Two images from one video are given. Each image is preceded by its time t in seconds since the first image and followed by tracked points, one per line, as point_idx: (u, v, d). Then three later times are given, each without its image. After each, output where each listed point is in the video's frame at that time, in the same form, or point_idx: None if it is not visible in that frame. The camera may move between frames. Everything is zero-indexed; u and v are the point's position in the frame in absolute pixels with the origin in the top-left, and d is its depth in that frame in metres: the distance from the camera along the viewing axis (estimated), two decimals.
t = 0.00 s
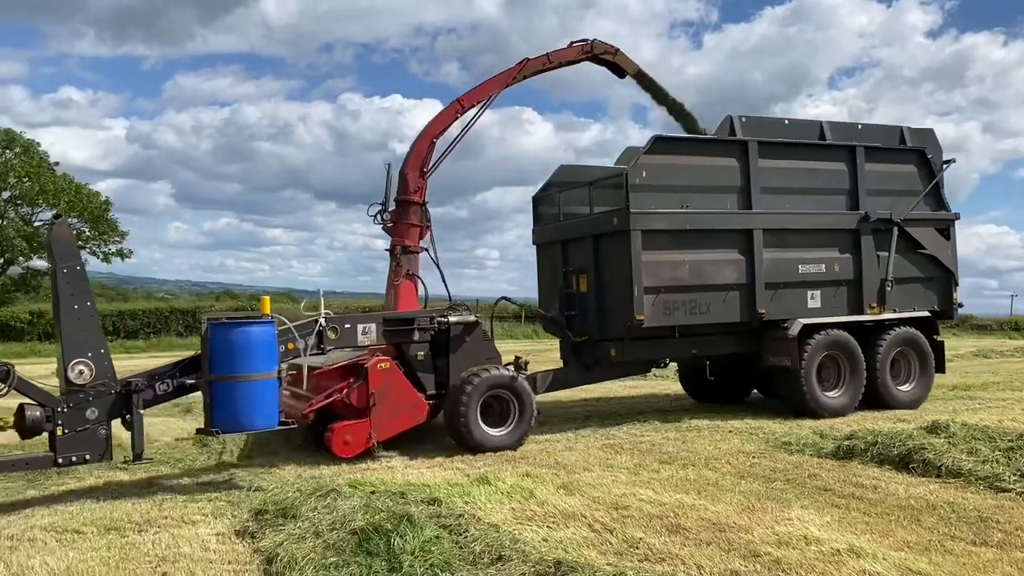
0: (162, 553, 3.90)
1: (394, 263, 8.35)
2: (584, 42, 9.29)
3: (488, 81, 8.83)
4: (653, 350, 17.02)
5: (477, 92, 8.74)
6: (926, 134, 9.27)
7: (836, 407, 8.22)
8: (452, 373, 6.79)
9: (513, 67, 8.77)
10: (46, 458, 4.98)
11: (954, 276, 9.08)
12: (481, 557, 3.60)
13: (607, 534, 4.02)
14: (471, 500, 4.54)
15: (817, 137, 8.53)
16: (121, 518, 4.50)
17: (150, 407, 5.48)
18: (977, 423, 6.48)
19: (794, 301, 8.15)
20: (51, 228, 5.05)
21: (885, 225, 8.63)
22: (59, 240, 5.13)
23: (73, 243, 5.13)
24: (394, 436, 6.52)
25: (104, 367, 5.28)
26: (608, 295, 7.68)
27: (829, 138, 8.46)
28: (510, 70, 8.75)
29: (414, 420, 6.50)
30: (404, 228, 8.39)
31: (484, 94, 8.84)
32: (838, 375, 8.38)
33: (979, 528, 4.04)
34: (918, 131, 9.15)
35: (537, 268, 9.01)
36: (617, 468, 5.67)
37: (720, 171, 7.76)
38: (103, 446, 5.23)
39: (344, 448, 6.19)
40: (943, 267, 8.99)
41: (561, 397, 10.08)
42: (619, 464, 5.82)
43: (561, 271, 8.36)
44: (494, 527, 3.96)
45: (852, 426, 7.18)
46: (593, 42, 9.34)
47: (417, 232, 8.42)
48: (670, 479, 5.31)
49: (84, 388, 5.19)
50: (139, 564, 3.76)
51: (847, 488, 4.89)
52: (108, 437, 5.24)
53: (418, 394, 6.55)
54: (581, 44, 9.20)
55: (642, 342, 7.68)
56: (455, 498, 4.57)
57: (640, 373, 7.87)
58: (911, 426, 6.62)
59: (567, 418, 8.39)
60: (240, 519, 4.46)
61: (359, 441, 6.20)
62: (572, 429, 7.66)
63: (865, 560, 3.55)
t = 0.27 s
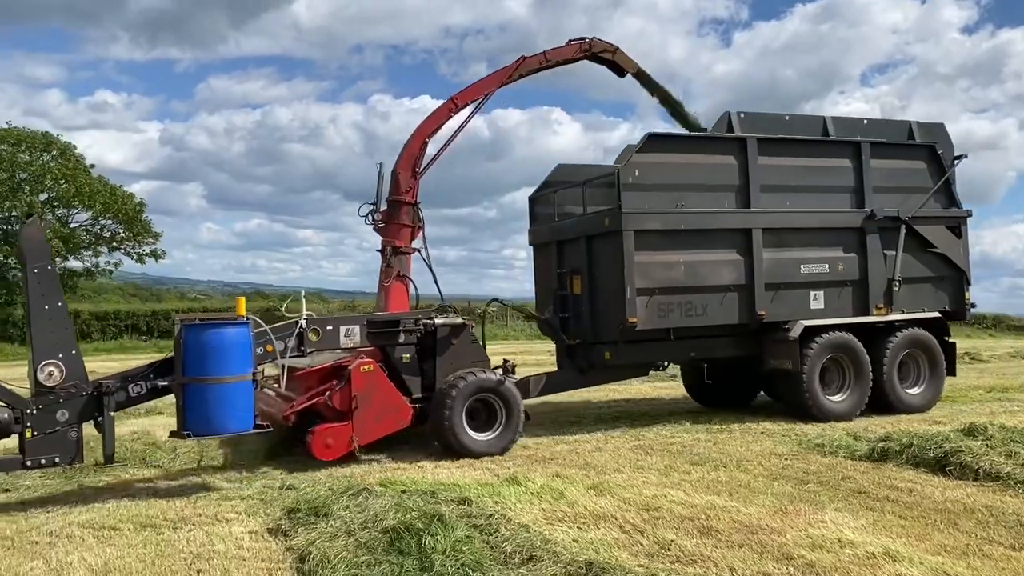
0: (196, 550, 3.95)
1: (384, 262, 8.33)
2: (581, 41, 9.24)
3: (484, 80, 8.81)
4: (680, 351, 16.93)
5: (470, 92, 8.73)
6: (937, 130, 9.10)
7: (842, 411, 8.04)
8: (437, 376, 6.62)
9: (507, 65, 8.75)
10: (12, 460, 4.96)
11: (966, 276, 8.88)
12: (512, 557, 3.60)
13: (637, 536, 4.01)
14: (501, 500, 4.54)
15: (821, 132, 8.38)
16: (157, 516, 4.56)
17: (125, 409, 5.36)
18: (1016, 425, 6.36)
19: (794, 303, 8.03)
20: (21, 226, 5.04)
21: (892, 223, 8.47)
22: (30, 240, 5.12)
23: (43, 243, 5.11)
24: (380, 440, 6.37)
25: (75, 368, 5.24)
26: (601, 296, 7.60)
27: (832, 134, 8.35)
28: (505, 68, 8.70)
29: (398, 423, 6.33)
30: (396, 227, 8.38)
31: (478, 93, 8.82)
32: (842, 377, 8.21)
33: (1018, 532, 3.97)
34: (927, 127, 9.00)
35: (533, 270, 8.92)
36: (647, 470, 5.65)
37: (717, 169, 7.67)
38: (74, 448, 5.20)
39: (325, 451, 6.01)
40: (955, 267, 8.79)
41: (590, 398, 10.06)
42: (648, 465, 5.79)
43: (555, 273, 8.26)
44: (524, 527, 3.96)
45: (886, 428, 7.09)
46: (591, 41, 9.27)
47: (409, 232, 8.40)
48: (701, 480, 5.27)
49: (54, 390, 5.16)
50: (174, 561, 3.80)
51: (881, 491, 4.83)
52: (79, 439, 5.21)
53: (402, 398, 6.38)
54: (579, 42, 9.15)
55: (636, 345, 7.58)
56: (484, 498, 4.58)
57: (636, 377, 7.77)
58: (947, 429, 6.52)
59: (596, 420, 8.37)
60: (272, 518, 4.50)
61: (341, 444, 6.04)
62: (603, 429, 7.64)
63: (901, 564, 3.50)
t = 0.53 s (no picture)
0: (232, 548, 3.99)
1: (373, 265, 7.80)
2: (575, 35, 8.82)
3: (477, 76, 8.42)
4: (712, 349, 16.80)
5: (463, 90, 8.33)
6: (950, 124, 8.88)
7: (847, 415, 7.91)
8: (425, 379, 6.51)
9: (498, 61, 8.36)
10: None
11: (979, 275, 8.65)
12: (545, 558, 3.60)
13: (671, 538, 3.99)
14: (533, 501, 4.54)
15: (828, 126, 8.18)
16: (193, 514, 4.62)
17: (97, 413, 5.44)
18: None
19: (795, 304, 7.85)
20: None
21: (901, 221, 8.26)
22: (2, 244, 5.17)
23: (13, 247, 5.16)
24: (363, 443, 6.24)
25: (47, 373, 5.26)
26: (595, 296, 7.48)
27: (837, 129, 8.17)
28: (497, 64, 8.30)
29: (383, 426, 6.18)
30: (387, 229, 7.84)
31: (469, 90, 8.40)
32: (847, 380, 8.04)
33: None
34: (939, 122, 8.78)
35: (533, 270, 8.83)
36: (680, 472, 5.61)
37: (715, 167, 7.53)
38: (46, 453, 5.23)
39: (306, 457, 5.89)
40: (967, 265, 8.57)
41: (621, 400, 10.01)
42: (681, 467, 5.76)
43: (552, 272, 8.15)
44: (557, 528, 3.96)
45: (923, 430, 6.97)
46: (586, 34, 8.84)
47: (400, 233, 7.86)
48: (735, 483, 5.23)
49: (26, 394, 5.19)
50: (211, 558, 3.85)
51: (920, 494, 4.75)
52: (51, 443, 5.25)
53: (387, 401, 6.26)
54: (574, 37, 8.78)
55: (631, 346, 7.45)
56: (516, 498, 4.58)
57: (632, 378, 7.67)
58: (988, 431, 6.40)
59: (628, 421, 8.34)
60: (306, 517, 4.53)
61: (323, 449, 5.92)
62: (636, 431, 7.61)
63: (941, 569, 3.45)
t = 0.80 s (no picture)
0: (270, 546, 4.04)
1: (366, 265, 7.38)
2: (575, 34, 8.59)
3: (473, 76, 8.28)
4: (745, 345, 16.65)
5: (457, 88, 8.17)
6: (966, 121, 8.61)
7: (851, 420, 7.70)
8: (411, 382, 6.39)
9: (493, 61, 8.19)
10: None
11: (994, 276, 8.34)
12: (580, 560, 3.59)
13: (706, 540, 3.96)
14: (567, 502, 4.53)
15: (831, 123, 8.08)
16: (231, 513, 4.67)
17: (77, 416, 5.42)
18: None
19: (800, 305, 7.67)
20: None
21: (909, 220, 8.01)
22: None
23: None
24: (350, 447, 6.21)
25: (23, 377, 5.27)
26: (591, 297, 7.40)
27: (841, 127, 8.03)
28: (492, 63, 8.10)
29: (368, 432, 6.11)
30: (380, 229, 7.41)
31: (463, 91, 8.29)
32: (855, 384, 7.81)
33: None
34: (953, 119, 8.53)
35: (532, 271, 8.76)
36: (714, 474, 5.56)
37: (713, 165, 7.36)
38: (22, 457, 5.27)
39: (291, 462, 5.90)
40: (981, 266, 8.27)
41: (654, 401, 9.95)
42: (716, 469, 5.71)
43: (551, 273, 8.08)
44: (591, 530, 3.95)
45: (964, 434, 6.85)
46: (585, 33, 8.62)
47: (394, 233, 7.42)
48: (771, 485, 5.18)
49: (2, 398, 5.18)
50: (249, 556, 3.89)
51: (961, 498, 4.67)
52: (26, 447, 5.29)
53: (373, 404, 6.18)
54: (572, 37, 8.55)
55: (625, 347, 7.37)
56: (550, 500, 4.57)
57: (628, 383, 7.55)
58: None
59: (661, 423, 8.30)
60: (342, 516, 4.57)
61: (308, 454, 5.92)
62: (670, 433, 7.57)
63: None
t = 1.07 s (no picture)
0: (307, 546, 4.07)
1: (359, 268, 7.43)
2: (566, 29, 8.54)
3: (462, 76, 8.26)
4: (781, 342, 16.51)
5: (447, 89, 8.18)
6: (979, 115, 8.46)
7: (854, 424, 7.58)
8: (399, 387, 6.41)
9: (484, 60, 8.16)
10: None
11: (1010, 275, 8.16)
12: (616, 562, 3.58)
13: (745, 543, 3.92)
14: (604, 504, 4.52)
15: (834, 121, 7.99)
16: (270, 512, 4.72)
17: (55, 421, 5.46)
18: None
19: (805, 309, 7.55)
20: None
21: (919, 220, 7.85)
22: None
23: None
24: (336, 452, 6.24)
25: None
26: (585, 300, 7.35)
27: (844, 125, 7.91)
28: (482, 63, 8.07)
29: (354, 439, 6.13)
30: (373, 231, 7.44)
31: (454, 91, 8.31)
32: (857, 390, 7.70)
33: None
34: (965, 113, 8.38)
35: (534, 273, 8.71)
36: (751, 477, 5.51)
37: (710, 164, 7.29)
38: None
39: (276, 466, 5.95)
40: (995, 265, 8.09)
41: (688, 404, 9.90)
42: (753, 472, 5.66)
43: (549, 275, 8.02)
44: (627, 532, 3.93)
45: (1009, 436, 6.71)
46: (577, 28, 8.54)
47: (386, 236, 7.44)
48: (810, 489, 5.12)
49: None
50: (287, 556, 3.93)
51: (1006, 503, 4.58)
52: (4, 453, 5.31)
53: (358, 409, 6.19)
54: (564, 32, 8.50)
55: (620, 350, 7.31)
56: (586, 501, 4.57)
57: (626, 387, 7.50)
58: None
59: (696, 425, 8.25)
60: (378, 516, 4.60)
61: (291, 458, 5.94)
62: (707, 436, 7.53)
63: None
